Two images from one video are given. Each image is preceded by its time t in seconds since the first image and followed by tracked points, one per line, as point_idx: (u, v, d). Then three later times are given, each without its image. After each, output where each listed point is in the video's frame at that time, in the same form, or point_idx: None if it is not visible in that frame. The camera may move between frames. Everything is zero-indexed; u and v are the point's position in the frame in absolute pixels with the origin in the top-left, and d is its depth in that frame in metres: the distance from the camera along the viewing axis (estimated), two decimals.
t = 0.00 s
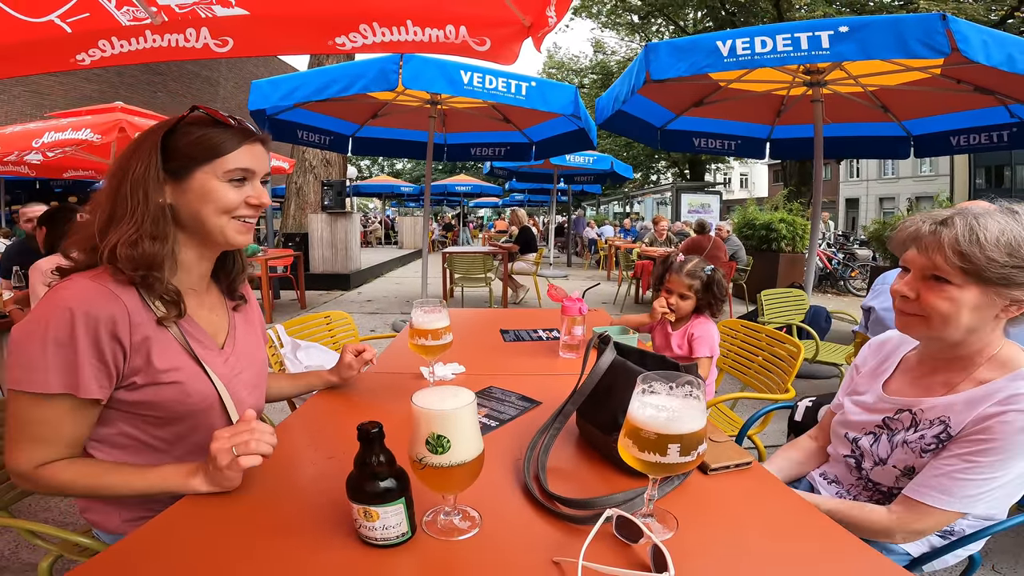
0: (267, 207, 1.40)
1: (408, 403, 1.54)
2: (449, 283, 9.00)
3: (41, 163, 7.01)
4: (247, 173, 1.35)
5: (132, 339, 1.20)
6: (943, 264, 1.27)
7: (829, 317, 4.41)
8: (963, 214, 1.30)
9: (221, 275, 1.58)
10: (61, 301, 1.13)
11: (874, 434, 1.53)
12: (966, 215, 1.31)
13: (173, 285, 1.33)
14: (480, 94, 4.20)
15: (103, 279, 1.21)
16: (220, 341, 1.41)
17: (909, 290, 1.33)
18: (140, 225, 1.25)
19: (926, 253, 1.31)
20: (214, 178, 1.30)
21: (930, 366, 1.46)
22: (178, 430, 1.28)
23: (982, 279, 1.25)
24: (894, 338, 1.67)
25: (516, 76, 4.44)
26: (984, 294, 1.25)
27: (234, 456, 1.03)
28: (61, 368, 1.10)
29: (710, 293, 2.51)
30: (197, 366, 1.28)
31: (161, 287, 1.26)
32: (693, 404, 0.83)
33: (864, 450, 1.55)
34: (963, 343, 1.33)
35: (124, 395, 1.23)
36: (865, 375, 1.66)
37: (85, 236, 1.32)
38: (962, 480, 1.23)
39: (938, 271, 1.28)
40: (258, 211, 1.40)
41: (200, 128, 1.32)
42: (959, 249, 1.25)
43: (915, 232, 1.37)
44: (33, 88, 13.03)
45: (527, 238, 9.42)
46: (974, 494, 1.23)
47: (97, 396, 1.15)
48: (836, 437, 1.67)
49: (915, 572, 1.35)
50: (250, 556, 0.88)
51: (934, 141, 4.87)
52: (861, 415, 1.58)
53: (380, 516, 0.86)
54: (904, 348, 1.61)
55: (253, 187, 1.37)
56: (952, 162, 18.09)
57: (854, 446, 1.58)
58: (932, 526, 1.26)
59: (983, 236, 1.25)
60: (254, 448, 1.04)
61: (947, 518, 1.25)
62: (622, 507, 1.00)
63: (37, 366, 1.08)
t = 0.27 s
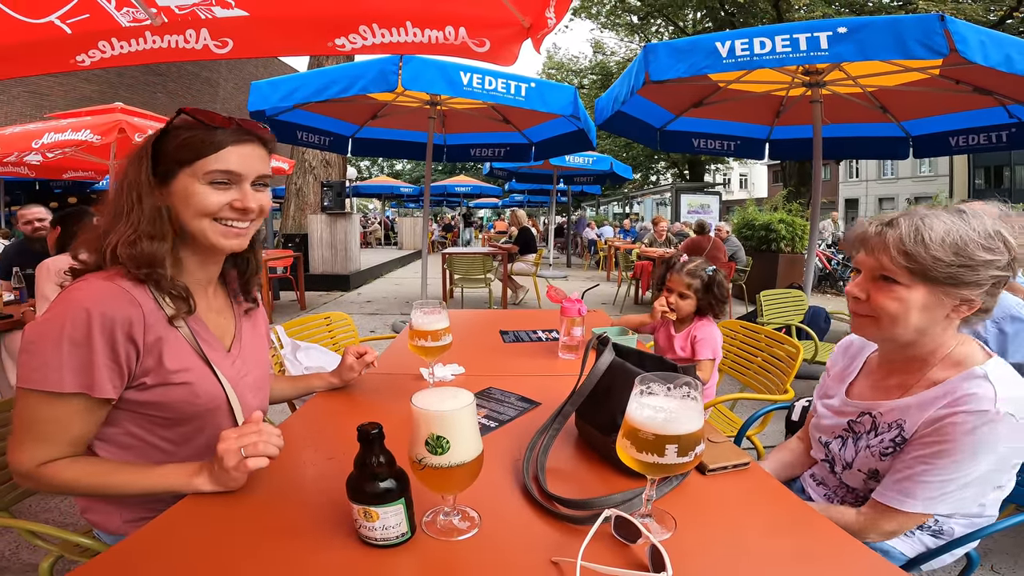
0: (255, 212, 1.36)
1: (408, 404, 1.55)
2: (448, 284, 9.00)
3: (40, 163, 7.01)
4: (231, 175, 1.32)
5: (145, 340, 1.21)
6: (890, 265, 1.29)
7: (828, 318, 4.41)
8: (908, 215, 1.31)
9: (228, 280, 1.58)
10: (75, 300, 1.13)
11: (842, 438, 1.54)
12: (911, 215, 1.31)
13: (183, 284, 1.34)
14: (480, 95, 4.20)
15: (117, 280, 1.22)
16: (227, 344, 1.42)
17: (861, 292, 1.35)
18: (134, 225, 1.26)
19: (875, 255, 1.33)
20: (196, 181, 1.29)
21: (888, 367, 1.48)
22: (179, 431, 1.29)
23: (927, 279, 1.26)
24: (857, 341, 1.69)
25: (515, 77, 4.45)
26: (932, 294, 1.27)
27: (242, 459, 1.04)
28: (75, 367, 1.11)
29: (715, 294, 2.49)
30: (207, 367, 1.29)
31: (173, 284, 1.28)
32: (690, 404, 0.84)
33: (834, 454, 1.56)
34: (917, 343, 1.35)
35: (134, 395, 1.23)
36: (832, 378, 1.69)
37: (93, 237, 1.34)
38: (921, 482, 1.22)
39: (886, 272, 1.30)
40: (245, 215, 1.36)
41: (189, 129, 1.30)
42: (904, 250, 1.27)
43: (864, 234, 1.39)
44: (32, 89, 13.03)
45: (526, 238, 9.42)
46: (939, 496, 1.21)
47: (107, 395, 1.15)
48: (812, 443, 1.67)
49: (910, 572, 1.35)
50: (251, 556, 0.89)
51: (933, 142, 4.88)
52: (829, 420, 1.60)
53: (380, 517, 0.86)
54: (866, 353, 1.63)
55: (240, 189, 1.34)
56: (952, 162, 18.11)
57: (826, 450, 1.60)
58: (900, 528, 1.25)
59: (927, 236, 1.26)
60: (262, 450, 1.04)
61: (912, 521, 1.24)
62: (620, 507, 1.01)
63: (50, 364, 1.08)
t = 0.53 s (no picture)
0: (241, 214, 1.34)
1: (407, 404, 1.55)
2: (448, 284, 9.00)
3: (41, 164, 7.01)
4: (215, 177, 1.31)
5: (149, 340, 1.21)
6: (869, 271, 1.29)
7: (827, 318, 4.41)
8: (886, 222, 1.31)
9: (231, 284, 1.58)
10: (79, 300, 1.13)
11: (828, 441, 1.54)
12: (890, 221, 1.32)
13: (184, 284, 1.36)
14: (479, 96, 4.19)
15: (123, 282, 1.22)
16: (230, 345, 1.42)
17: (837, 297, 1.36)
18: (116, 227, 1.29)
19: (853, 260, 1.33)
20: (179, 181, 1.29)
21: (864, 368, 1.51)
22: (180, 431, 1.28)
23: (905, 287, 1.27)
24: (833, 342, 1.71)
25: (515, 77, 4.45)
26: (907, 300, 1.29)
27: (248, 458, 1.04)
28: (79, 368, 1.10)
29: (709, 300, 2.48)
30: (209, 368, 1.29)
31: (174, 282, 1.30)
32: (686, 404, 0.83)
33: (821, 457, 1.57)
34: (886, 346, 1.36)
35: (139, 396, 1.23)
36: (812, 380, 1.70)
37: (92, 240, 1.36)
38: (908, 479, 1.21)
39: (865, 278, 1.31)
40: (232, 219, 1.34)
41: (179, 130, 1.30)
42: (883, 258, 1.27)
43: (841, 239, 1.38)
44: (33, 89, 13.04)
45: (526, 239, 9.42)
46: (929, 492, 1.19)
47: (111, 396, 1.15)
48: (802, 447, 1.67)
49: (910, 572, 1.34)
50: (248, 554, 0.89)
51: (932, 142, 4.88)
52: (814, 423, 1.60)
53: (377, 516, 0.87)
54: (839, 355, 1.64)
55: (225, 190, 1.33)
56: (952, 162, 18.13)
57: (814, 453, 1.60)
58: (896, 524, 1.25)
59: (906, 243, 1.26)
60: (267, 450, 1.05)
61: (907, 517, 1.23)
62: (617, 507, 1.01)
63: (54, 365, 1.08)
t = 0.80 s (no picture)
0: (241, 204, 1.34)
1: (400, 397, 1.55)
2: (447, 283, 9.00)
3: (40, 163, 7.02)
4: (214, 167, 1.32)
5: (148, 327, 1.21)
6: (849, 259, 1.30)
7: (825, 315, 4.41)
8: (866, 211, 1.33)
9: (227, 276, 1.59)
10: (80, 285, 1.14)
11: (812, 433, 1.55)
12: (869, 211, 1.34)
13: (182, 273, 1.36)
14: (477, 94, 4.18)
15: (123, 268, 1.23)
16: (227, 334, 1.42)
17: (817, 287, 1.36)
18: (118, 218, 1.30)
19: (833, 249, 1.34)
20: (178, 172, 1.29)
21: (845, 358, 1.53)
22: (173, 420, 1.28)
23: (885, 276, 1.29)
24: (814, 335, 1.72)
25: (513, 75, 4.44)
26: (888, 289, 1.30)
27: (245, 446, 1.05)
28: (77, 353, 1.10)
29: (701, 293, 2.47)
30: (207, 356, 1.29)
31: (174, 271, 1.30)
32: (672, 387, 0.84)
33: (807, 451, 1.57)
34: (864, 337, 1.37)
35: (134, 383, 1.23)
36: (794, 374, 1.71)
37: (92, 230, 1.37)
38: (895, 469, 1.20)
39: (845, 267, 1.31)
40: (231, 208, 1.34)
41: (179, 121, 1.30)
42: (865, 246, 1.28)
43: (821, 228, 1.39)
44: (32, 89, 13.04)
45: (525, 238, 9.43)
46: (918, 481, 1.18)
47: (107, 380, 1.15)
48: (789, 442, 1.67)
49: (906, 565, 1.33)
50: (235, 540, 0.89)
51: (930, 140, 4.89)
52: (797, 416, 1.61)
53: (361, 500, 0.87)
54: (818, 347, 1.66)
55: (223, 181, 1.33)
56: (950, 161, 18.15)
57: (800, 447, 1.60)
58: (888, 516, 1.25)
59: (886, 232, 1.28)
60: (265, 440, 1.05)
61: (897, 508, 1.23)
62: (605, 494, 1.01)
63: (53, 349, 1.08)
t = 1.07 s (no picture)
0: (235, 183, 1.36)
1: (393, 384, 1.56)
2: (446, 281, 9.00)
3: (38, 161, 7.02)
4: (210, 147, 1.34)
5: (133, 301, 1.22)
6: (858, 233, 1.31)
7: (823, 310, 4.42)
8: (871, 184, 1.34)
9: (219, 258, 1.60)
10: (67, 258, 1.17)
11: (801, 421, 1.56)
12: (874, 185, 1.35)
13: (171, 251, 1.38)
14: (475, 90, 4.16)
15: (111, 244, 1.25)
16: (216, 315, 1.43)
17: (820, 262, 1.34)
18: (113, 193, 1.33)
19: (838, 222, 1.33)
20: (175, 151, 1.31)
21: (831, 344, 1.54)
22: (160, 400, 1.30)
23: (888, 250, 1.31)
24: (800, 319, 1.73)
25: (510, 72, 4.43)
26: (890, 265, 1.32)
27: (225, 426, 1.05)
28: (60, 325, 1.12)
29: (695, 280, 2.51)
30: (194, 333, 1.30)
31: (163, 249, 1.32)
32: (658, 357, 0.85)
33: (797, 439, 1.57)
34: (861, 316, 1.38)
35: (119, 358, 1.24)
36: (781, 360, 1.71)
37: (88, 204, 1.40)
38: (889, 460, 1.20)
39: (853, 241, 1.31)
40: (224, 188, 1.36)
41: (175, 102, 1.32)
42: (873, 220, 1.29)
43: (823, 201, 1.39)
44: (32, 88, 13.04)
45: (523, 235, 9.43)
46: (911, 472, 1.19)
47: (92, 353, 1.16)
48: (779, 430, 1.68)
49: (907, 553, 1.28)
50: (216, 516, 0.89)
51: (928, 137, 4.91)
52: (784, 404, 1.62)
53: (341, 474, 0.87)
54: (808, 328, 1.68)
55: (219, 161, 1.34)
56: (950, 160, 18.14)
57: (789, 436, 1.61)
58: (880, 507, 1.25)
59: (891, 207, 1.31)
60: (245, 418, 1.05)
61: (888, 499, 1.24)
62: (592, 474, 1.00)
63: (36, 320, 1.10)
